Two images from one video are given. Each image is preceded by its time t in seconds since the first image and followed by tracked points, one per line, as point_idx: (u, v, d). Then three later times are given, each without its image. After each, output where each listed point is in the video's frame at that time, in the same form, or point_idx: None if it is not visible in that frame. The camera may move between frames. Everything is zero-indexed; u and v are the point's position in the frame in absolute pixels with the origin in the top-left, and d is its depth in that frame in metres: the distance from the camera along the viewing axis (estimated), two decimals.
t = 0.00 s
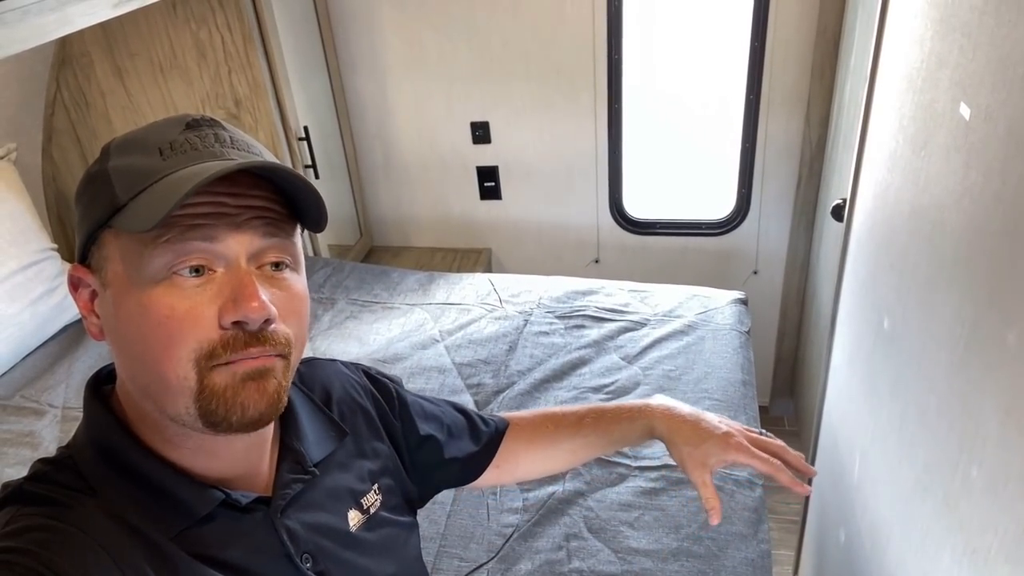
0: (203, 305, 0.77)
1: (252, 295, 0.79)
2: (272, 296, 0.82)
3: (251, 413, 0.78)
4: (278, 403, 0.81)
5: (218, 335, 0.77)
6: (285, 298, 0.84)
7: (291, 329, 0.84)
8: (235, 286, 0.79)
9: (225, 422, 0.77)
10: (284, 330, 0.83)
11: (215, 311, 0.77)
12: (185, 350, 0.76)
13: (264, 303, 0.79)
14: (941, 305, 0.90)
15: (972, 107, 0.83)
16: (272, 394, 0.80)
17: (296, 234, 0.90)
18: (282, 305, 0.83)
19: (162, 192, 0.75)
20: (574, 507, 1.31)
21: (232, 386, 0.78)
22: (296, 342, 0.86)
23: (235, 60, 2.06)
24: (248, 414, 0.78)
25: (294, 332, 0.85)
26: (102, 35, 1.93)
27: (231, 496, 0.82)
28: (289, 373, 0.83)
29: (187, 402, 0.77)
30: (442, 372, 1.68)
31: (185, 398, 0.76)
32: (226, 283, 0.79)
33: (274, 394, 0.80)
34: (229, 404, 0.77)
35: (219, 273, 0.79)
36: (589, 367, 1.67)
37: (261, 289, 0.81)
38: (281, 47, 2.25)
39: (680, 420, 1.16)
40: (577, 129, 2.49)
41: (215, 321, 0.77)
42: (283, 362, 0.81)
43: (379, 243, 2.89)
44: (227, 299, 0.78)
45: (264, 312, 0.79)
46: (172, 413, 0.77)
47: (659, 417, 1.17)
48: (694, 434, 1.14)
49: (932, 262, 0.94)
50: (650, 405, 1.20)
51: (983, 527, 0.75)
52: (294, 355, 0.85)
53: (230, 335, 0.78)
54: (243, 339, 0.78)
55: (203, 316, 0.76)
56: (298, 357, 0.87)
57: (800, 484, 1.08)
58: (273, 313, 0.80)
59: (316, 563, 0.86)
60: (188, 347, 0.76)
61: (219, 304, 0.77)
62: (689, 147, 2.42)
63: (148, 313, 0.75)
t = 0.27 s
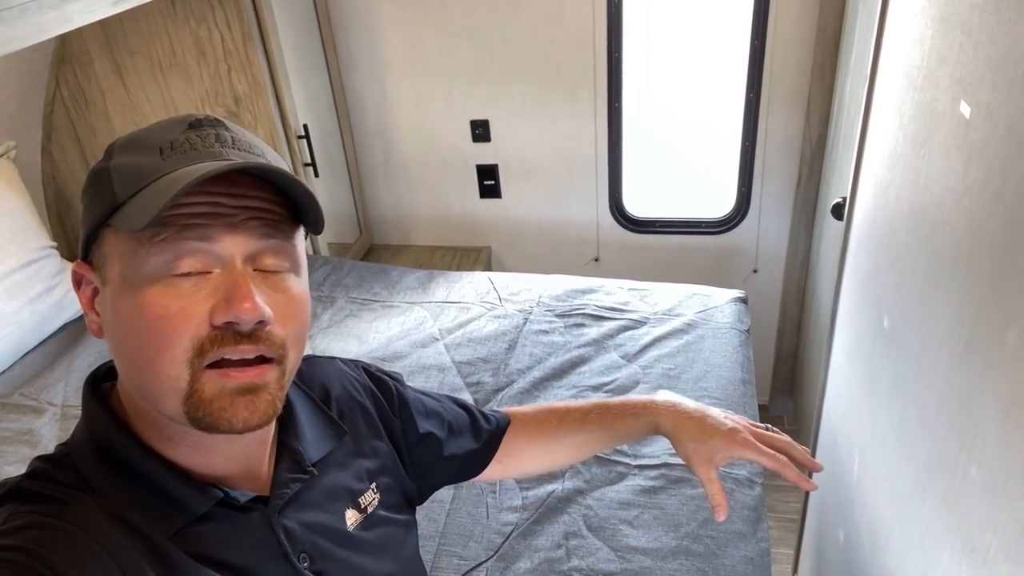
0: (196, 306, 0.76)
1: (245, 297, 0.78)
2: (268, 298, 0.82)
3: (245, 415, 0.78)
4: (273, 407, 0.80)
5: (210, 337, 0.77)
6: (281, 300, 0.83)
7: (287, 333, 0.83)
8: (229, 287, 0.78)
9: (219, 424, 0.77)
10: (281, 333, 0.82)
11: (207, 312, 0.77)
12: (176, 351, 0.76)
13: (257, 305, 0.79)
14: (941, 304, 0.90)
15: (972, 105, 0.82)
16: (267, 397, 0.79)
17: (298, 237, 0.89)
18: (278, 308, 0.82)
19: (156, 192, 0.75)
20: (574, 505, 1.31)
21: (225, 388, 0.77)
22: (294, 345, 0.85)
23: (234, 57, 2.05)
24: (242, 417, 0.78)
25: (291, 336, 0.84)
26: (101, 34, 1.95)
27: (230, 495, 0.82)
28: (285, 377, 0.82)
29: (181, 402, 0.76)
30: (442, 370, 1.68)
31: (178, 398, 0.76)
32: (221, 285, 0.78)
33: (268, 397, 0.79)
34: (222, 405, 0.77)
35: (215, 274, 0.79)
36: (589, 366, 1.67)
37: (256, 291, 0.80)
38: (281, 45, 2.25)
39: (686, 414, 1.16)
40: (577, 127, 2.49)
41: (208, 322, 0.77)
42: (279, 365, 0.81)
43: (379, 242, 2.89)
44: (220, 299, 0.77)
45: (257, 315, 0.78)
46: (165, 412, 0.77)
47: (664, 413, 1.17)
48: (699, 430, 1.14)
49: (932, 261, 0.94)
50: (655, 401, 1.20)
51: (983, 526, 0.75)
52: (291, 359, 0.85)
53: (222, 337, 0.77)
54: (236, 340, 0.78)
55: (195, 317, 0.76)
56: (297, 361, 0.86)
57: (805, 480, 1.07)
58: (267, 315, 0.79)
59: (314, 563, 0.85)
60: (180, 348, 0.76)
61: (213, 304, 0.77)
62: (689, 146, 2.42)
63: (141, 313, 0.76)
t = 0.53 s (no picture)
0: (201, 310, 0.77)
1: (251, 305, 0.78)
2: (273, 306, 0.82)
3: (238, 421, 0.78)
4: (269, 414, 0.80)
5: (214, 343, 0.77)
6: (287, 308, 0.83)
7: (291, 342, 0.83)
8: (234, 293, 0.79)
9: (212, 427, 0.77)
10: (283, 342, 0.82)
11: (213, 317, 0.77)
12: (181, 355, 0.76)
13: (262, 314, 0.79)
14: (941, 303, 0.90)
15: (972, 104, 0.82)
16: (262, 406, 0.79)
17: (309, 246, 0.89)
18: (284, 317, 0.83)
19: (170, 195, 0.76)
20: (574, 504, 1.31)
21: (221, 394, 0.77)
22: (296, 354, 0.85)
23: (234, 57, 2.05)
24: (237, 424, 0.78)
25: (295, 345, 0.84)
26: (101, 34, 1.94)
27: (232, 496, 0.82)
28: (284, 386, 0.82)
29: (178, 404, 0.77)
30: (442, 369, 1.68)
31: (176, 401, 0.76)
32: (228, 290, 0.79)
33: (264, 404, 0.79)
34: (217, 410, 0.77)
35: (222, 279, 0.79)
36: (589, 365, 1.67)
37: (261, 299, 0.80)
38: (280, 44, 2.24)
39: (687, 414, 1.16)
40: (576, 126, 2.49)
41: (213, 328, 0.77)
42: (279, 374, 0.81)
43: (379, 241, 2.88)
44: (225, 305, 0.78)
45: (261, 324, 0.79)
46: (164, 413, 0.77)
47: (666, 414, 1.17)
48: (700, 429, 1.14)
49: (932, 260, 0.94)
50: (657, 401, 1.20)
51: (983, 524, 0.75)
52: (294, 369, 0.85)
53: (226, 343, 0.77)
54: (239, 347, 0.78)
55: (200, 321, 0.76)
56: (299, 370, 0.86)
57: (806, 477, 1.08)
58: (271, 324, 0.79)
59: (315, 564, 0.86)
60: (185, 351, 0.76)
61: (216, 309, 0.77)
62: (689, 145, 2.42)
63: (147, 313, 0.76)
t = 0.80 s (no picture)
0: (205, 312, 0.77)
1: (255, 306, 0.78)
2: (276, 307, 0.82)
3: (244, 424, 0.78)
4: (273, 415, 0.80)
5: (218, 345, 0.77)
6: (290, 309, 0.83)
7: (294, 343, 0.83)
8: (238, 296, 0.78)
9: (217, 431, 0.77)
10: (286, 343, 0.82)
11: (217, 320, 0.77)
12: (185, 357, 0.76)
13: (267, 316, 0.79)
14: (939, 301, 0.90)
15: (971, 102, 0.82)
16: (266, 408, 0.79)
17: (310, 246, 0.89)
18: (288, 318, 0.83)
19: (172, 196, 0.75)
20: (573, 502, 1.31)
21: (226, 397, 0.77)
22: (297, 354, 0.85)
23: (233, 55, 2.07)
24: (241, 426, 0.78)
25: (298, 346, 0.85)
26: (102, 32, 1.92)
27: (231, 494, 0.82)
28: (287, 386, 0.82)
29: (182, 407, 0.76)
30: (441, 368, 1.68)
31: (180, 404, 0.76)
32: (231, 292, 0.79)
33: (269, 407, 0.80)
34: (222, 413, 0.77)
35: (225, 281, 0.79)
36: (588, 363, 1.67)
37: (265, 301, 0.80)
38: (279, 42, 2.24)
39: (685, 410, 1.16)
40: (576, 124, 2.49)
41: (217, 330, 0.77)
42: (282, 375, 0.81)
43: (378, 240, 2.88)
44: (229, 308, 0.78)
45: (266, 325, 0.78)
46: (168, 416, 0.77)
47: (664, 410, 1.17)
48: (699, 426, 1.14)
49: (931, 258, 0.94)
50: (656, 397, 1.20)
51: (982, 522, 0.75)
52: (295, 369, 0.85)
53: (230, 345, 0.77)
54: (243, 350, 0.78)
55: (204, 324, 0.76)
56: (300, 370, 0.86)
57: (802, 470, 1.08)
58: (275, 326, 0.79)
59: (313, 562, 0.86)
60: (189, 354, 0.76)
61: (220, 312, 0.77)
62: (689, 143, 2.41)
63: (150, 316, 0.76)
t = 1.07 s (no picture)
0: (206, 314, 0.76)
1: (256, 307, 0.78)
2: (278, 307, 0.82)
3: (247, 424, 0.78)
4: (276, 416, 0.81)
5: (220, 346, 0.77)
6: (291, 309, 0.83)
7: (295, 343, 0.83)
8: (240, 297, 0.78)
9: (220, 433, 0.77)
10: (287, 344, 0.82)
11: (218, 321, 0.77)
12: (186, 359, 0.76)
13: (268, 316, 0.79)
14: (939, 299, 0.90)
15: (970, 100, 0.82)
16: (269, 408, 0.79)
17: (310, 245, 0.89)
18: (288, 319, 0.83)
19: (172, 198, 0.75)
20: (573, 501, 1.31)
21: (229, 398, 0.77)
22: (298, 353, 0.85)
23: (232, 53, 2.05)
24: (245, 427, 0.78)
25: (298, 346, 0.84)
26: (99, 30, 1.93)
27: (230, 496, 0.82)
28: (289, 387, 0.82)
29: (185, 408, 0.77)
30: (441, 366, 1.68)
31: (183, 405, 0.76)
32: (232, 293, 0.78)
33: (271, 408, 0.80)
34: (225, 414, 0.77)
35: (226, 283, 0.79)
36: (587, 362, 1.67)
37: (266, 301, 0.80)
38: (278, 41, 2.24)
39: (684, 407, 1.16)
40: (575, 122, 2.48)
41: (218, 332, 0.77)
42: (284, 376, 0.81)
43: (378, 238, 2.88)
44: (232, 309, 0.78)
45: (267, 327, 0.78)
46: (171, 418, 0.77)
47: (663, 407, 1.17)
48: (698, 422, 1.14)
49: (930, 257, 0.94)
50: (655, 394, 1.20)
51: (981, 520, 0.75)
52: (296, 369, 0.85)
53: (231, 346, 0.77)
54: (245, 351, 0.78)
55: (206, 326, 0.76)
56: (301, 370, 0.86)
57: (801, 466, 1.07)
58: (277, 327, 0.79)
59: (313, 563, 0.86)
60: (190, 356, 0.76)
61: (222, 313, 0.77)
62: (688, 141, 2.41)
63: (151, 318, 0.75)
